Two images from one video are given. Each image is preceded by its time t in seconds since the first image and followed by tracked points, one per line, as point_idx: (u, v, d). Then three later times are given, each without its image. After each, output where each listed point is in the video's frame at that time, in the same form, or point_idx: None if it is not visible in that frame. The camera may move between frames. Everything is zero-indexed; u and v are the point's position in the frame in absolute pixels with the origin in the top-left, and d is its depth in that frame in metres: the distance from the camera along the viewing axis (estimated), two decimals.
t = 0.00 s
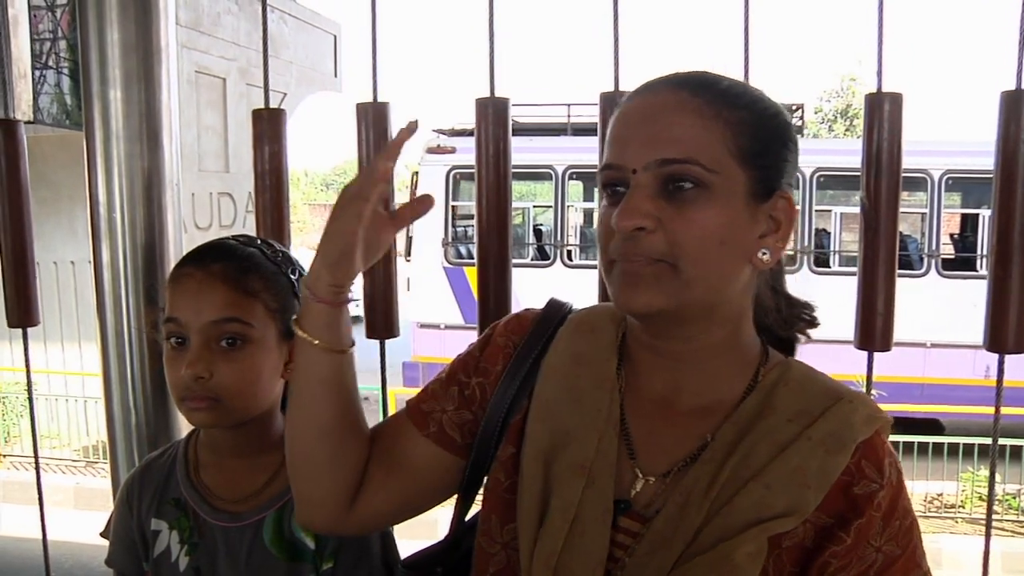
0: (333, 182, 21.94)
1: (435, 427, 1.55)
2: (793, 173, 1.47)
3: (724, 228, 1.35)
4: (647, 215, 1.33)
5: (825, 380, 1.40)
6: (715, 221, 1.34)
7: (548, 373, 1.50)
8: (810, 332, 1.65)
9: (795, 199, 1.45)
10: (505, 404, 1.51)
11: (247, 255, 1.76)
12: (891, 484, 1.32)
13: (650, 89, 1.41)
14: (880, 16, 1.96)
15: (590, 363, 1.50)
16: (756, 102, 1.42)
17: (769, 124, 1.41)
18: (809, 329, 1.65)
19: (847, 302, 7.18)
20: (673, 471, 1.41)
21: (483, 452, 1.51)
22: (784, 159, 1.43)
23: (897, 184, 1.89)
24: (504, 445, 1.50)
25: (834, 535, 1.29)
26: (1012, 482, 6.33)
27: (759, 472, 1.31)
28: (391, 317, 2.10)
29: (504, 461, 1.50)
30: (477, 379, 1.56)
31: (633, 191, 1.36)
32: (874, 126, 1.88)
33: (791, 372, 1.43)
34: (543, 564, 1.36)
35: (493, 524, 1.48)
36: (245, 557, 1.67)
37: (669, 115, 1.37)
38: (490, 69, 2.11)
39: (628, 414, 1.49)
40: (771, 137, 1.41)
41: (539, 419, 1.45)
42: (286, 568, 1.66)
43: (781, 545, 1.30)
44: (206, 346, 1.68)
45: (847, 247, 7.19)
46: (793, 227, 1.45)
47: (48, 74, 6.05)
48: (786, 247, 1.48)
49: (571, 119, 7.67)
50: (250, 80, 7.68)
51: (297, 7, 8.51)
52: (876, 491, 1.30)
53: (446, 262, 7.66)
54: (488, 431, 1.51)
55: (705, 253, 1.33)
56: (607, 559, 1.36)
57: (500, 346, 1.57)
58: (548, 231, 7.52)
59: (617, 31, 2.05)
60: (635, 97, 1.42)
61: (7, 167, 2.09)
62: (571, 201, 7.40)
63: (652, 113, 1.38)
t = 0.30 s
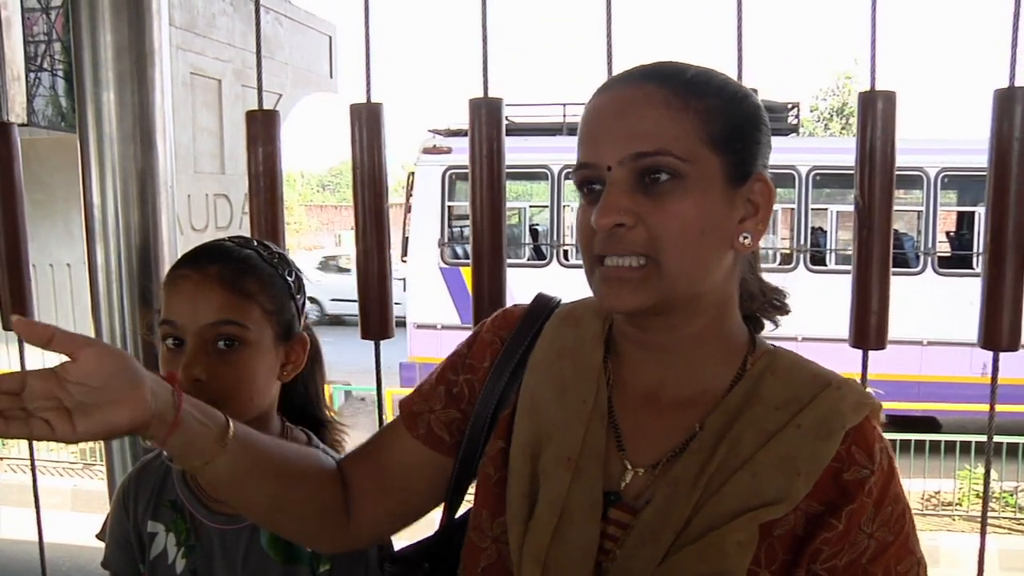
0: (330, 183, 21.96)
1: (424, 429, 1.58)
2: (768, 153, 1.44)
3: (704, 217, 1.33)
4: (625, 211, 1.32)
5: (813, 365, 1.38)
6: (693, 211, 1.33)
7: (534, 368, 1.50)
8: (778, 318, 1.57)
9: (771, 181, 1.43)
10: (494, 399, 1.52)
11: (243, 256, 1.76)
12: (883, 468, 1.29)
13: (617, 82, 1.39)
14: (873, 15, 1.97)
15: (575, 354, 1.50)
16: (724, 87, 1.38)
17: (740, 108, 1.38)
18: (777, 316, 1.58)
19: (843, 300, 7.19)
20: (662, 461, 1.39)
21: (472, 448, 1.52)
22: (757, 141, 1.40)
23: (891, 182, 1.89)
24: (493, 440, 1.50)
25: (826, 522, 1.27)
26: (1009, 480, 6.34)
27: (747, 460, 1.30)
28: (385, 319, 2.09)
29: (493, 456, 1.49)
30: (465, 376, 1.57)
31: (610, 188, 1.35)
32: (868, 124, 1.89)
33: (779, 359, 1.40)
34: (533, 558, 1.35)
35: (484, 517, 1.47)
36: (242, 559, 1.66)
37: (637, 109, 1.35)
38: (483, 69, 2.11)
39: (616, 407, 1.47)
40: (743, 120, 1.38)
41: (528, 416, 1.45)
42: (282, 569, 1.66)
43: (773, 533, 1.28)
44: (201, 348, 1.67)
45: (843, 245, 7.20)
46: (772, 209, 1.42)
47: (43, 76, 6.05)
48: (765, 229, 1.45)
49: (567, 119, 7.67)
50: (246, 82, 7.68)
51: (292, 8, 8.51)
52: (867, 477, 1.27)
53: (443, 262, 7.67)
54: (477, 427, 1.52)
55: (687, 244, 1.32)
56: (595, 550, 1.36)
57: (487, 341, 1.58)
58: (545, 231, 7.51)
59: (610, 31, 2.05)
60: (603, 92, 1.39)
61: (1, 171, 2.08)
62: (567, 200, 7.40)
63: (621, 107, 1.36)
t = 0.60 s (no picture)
0: (331, 182, 21.99)
1: (415, 418, 1.58)
2: (762, 147, 1.42)
3: (696, 208, 1.31)
4: (615, 199, 1.30)
5: (808, 365, 1.36)
6: (686, 201, 1.30)
7: (522, 360, 1.49)
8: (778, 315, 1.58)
9: (766, 175, 1.41)
10: (484, 390, 1.51)
11: (245, 253, 1.76)
12: (874, 474, 1.26)
13: (611, 71, 1.38)
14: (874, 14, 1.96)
15: (565, 349, 1.49)
16: (719, 78, 1.37)
17: (735, 99, 1.37)
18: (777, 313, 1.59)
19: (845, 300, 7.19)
20: (645, 459, 1.37)
21: (461, 441, 1.52)
22: (751, 134, 1.39)
23: (892, 181, 1.89)
24: (480, 433, 1.49)
25: (812, 527, 1.25)
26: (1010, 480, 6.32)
27: (731, 459, 1.29)
28: (386, 318, 2.09)
29: (479, 449, 1.49)
30: (458, 367, 1.57)
31: (601, 175, 1.33)
32: (869, 123, 1.88)
33: (771, 359, 1.38)
34: (509, 554, 1.35)
35: (467, 511, 1.46)
36: (240, 559, 1.66)
37: (631, 96, 1.33)
38: (483, 68, 2.11)
39: (603, 402, 1.46)
40: (738, 112, 1.37)
41: (514, 408, 1.45)
42: (282, 569, 1.65)
43: (756, 536, 1.26)
44: (202, 344, 1.67)
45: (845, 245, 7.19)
46: (767, 203, 1.40)
47: (45, 74, 6.04)
48: (759, 225, 1.43)
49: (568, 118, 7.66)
50: (247, 81, 7.68)
51: (294, 7, 8.50)
52: (857, 481, 1.25)
53: (444, 261, 7.67)
54: (466, 420, 1.52)
55: (678, 233, 1.30)
56: (574, 546, 1.34)
57: (480, 333, 1.58)
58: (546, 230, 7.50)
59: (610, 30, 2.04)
60: (597, 81, 1.38)
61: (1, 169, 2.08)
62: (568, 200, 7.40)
63: (614, 95, 1.34)
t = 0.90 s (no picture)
0: (330, 183, 22.03)
1: (419, 413, 1.59)
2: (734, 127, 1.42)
3: (682, 195, 1.31)
4: (603, 198, 1.29)
5: (801, 348, 1.34)
6: (671, 189, 1.30)
7: (520, 346, 1.52)
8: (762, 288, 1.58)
9: (742, 154, 1.40)
10: (484, 380, 1.54)
11: (245, 254, 1.76)
12: (867, 456, 1.23)
13: (578, 72, 1.37)
14: (870, 13, 1.97)
15: (560, 337, 1.51)
16: (684, 66, 1.37)
17: (702, 84, 1.36)
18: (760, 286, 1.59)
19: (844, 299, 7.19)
20: (634, 442, 1.37)
21: (461, 430, 1.54)
22: (722, 115, 1.38)
23: (888, 181, 1.89)
24: (477, 421, 1.50)
25: (800, 506, 1.22)
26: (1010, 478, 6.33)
27: (717, 437, 1.28)
28: (384, 320, 2.10)
29: (476, 435, 1.49)
30: (458, 359, 1.60)
31: (584, 177, 1.33)
32: (865, 123, 1.89)
33: (762, 343, 1.36)
34: (495, 531, 1.35)
35: (462, 494, 1.46)
36: (239, 560, 1.66)
37: (601, 95, 1.33)
38: (481, 69, 2.11)
39: (596, 390, 1.47)
40: (707, 96, 1.36)
41: (507, 393, 1.46)
42: (279, 569, 1.66)
43: (745, 516, 1.25)
44: (202, 343, 1.67)
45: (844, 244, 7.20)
46: (746, 182, 1.39)
47: (44, 75, 6.05)
48: (742, 203, 1.42)
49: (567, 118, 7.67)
50: (246, 81, 7.68)
51: (293, 8, 8.51)
52: (848, 461, 1.22)
53: (443, 261, 7.67)
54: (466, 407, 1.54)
55: (668, 222, 1.29)
56: (563, 527, 1.35)
57: (480, 327, 1.61)
58: (545, 230, 7.51)
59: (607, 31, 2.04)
60: (566, 83, 1.38)
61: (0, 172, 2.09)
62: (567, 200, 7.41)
63: (586, 96, 1.34)
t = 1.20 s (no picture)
0: (330, 183, 22.06)
1: (407, 424, 1.58)
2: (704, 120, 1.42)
3: (656, 191, 1.31)
4: (580, 197, 1.30)
5: (780, 336, 1.35)
6: (645, 185, 1.30)
7: (504, 349, 1.50)
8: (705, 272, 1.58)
9: (713, 146, 1.40)
10: (470, 386, 1.52)
11: (247, 254, 1.77)
12: (854, 438, 1.24)
13: (547, 75, 1.38)
14: (868, 14, 1.97)
15: (544, 337, 1.50)
16: (653, 63, 1.37)
17: (669, 78, 1.37)
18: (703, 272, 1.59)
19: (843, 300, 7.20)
20: (624, 438, 1.37)
21: (450, 432, 1.52)
22: (692, 109, 1.39)
23: (885, 182, 1.90)
24: (466, 424, 1.49)
25: (792, 490, 1.23)
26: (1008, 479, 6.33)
27: (707, 429, 1.27)
28: (382, 320, 2.10)
29: (466, 440, 1.48)
30: (442, 367, 1.58)
31: (560, 177, 1.33)
32: (863, 125, 1.89)
33: (744, 333, 1.36)
34: (492, 534, 1.33)
35: (456, 499, 1.46)
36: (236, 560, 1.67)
37: (573, 95, 1.33)
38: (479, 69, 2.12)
39: (584, 389, 1.46)
40: (675, 90, 1.37)
41: (494, 396, 1.45)
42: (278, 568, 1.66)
43: (739, 503, 1.25)
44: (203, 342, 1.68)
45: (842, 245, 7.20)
46: (718, 174, 1.39)
47: (43, 75, 6.04)
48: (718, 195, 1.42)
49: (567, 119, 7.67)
50: (245, 81, 7.67)
51: (292, 8, 8.51)
52: (836, 444, 1.23)
53: (443, 262, 7.67)
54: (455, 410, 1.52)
55: (644, 217, 1.30)
56: (558, 526, 1.33)
57: (462, 333, 1.59)
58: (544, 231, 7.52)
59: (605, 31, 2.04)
60: (537, 85, 1.38)
61: None
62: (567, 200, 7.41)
63: (558, 97, 1.35)
